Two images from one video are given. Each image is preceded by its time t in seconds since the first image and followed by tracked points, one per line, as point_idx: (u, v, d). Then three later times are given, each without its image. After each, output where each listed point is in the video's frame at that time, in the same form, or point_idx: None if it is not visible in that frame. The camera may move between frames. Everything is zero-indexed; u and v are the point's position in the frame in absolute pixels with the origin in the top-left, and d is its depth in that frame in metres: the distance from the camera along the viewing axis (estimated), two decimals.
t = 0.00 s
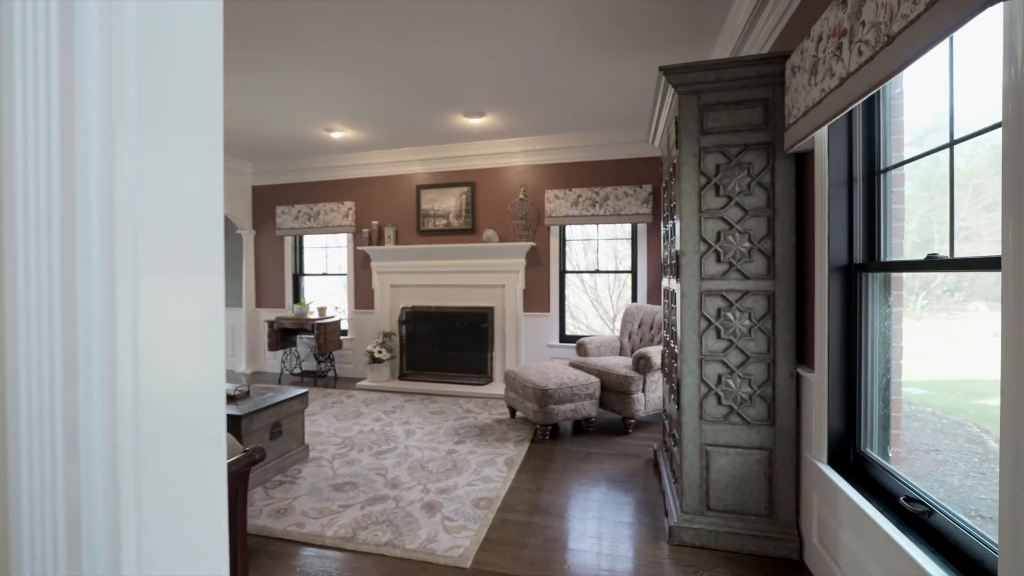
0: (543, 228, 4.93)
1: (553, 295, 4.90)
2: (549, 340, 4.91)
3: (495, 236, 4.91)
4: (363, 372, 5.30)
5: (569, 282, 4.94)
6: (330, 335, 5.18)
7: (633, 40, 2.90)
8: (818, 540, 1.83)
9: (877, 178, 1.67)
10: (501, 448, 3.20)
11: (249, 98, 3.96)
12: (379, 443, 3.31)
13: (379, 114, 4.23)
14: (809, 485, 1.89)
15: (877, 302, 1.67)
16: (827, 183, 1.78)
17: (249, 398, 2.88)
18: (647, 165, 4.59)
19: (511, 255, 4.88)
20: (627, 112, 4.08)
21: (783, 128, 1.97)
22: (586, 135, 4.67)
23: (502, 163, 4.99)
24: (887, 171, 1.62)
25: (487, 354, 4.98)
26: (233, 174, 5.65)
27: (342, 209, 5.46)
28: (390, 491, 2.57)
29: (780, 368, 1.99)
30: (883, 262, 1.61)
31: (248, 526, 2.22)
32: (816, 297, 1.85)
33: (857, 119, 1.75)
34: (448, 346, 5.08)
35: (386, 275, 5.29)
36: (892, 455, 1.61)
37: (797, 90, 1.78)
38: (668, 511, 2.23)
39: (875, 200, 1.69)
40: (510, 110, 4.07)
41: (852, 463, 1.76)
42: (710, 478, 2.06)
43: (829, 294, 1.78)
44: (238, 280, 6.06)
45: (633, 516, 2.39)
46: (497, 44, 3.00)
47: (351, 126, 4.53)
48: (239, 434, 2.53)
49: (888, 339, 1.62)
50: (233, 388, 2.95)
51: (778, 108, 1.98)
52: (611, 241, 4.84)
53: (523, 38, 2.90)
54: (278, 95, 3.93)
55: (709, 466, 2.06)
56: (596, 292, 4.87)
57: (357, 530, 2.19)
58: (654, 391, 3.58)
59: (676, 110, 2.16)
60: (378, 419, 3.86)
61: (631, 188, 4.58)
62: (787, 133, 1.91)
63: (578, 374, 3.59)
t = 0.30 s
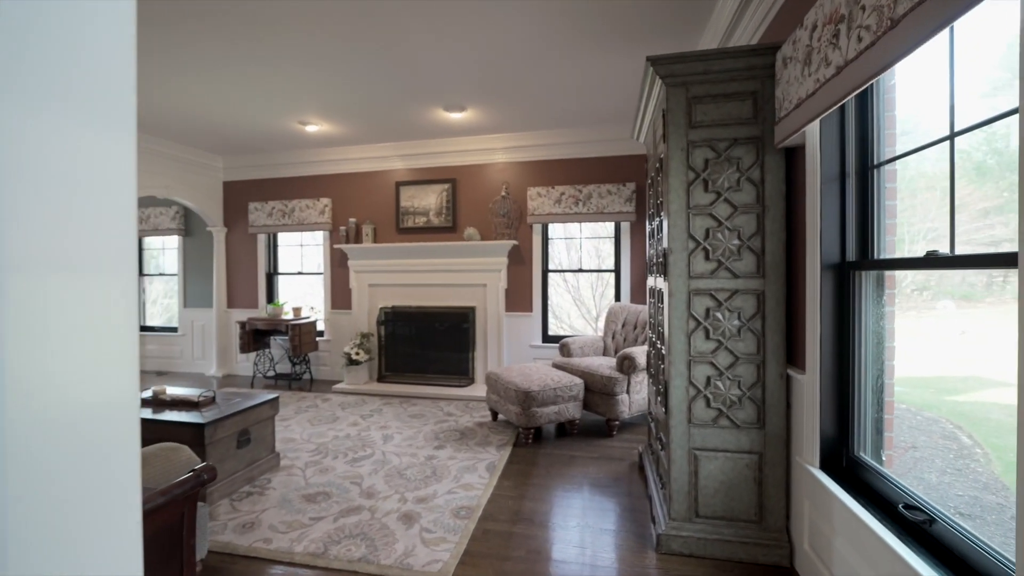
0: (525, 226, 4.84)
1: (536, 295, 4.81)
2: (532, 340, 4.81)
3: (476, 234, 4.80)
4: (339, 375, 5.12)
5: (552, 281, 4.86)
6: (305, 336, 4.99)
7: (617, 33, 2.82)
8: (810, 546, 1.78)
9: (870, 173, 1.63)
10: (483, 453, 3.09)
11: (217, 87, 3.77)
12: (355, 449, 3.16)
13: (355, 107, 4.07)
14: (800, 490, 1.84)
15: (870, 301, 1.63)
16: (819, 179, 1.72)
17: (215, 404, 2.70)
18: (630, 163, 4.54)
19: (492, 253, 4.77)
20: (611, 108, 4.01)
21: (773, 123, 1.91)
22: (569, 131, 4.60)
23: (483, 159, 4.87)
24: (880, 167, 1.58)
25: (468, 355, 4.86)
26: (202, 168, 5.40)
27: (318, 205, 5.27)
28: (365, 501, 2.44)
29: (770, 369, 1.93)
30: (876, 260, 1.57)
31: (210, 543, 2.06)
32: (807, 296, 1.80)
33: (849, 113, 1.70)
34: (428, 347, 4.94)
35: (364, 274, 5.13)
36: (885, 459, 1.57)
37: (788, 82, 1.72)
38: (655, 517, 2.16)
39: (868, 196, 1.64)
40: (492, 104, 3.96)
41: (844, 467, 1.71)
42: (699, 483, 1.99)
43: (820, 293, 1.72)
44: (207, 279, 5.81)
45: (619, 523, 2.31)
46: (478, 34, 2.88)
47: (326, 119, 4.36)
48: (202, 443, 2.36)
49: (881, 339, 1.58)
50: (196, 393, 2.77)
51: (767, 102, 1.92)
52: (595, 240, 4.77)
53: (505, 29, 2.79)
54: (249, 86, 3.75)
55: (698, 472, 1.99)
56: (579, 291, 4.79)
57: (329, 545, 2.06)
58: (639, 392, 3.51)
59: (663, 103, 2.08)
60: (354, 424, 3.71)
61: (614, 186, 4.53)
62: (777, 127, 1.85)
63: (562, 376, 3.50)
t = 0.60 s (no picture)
0: (514, 223, 4.73)
1: (525, 294, 4.71)
2: (521, 340, 4.71)
3: (464, 231, 4.68)
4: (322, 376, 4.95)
5: (541, 279, 4.76)
6: (285, 337, 4.81)
7: (611, 22, 2.73)
8: (814, 555, 1.71)
9: (878, 165, 1.56)
10: (471, 458, 2.97)
11: (190, 76, 3.58)
12: (337, 456, 3.02)
13: (338, 98, 3.92)
14: (803, 496, 1.77)
15: (877, 298, 1.55)
16: (824, 171, 1.64)
17: (185, 410, 2.53)
18: (621, 159, 4.47)
19: (481, 251, 4.66)
20: (602, 102, 3.93)
21: (774, 113, 1.83)
22: (559, 126, 4.51)
23: (471, 155, 4.76)
24: (888, 158, 1.50)
25: (455, 356, 4.73)
26: (177, 162, 5.19)
27: (300, 202, 5.08)
28: (346, 512, 2.31)
29: (771, 370, 1.85)
30: (884, 255, 1.50)
31: (177, 561, 1.91)
32: (811, 294, 1.72)
33: (856, 103, 1.63)
34: (414, 347, 4.81)
35: (348, 273, 4.97)
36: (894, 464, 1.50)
37: (793, 69, 1.64)
38: (651, 525, 2.07)
39: (876, 189, 1.56)
40: (480, 97, 3.84)
41: (851, 473, 1.63)
42: (698, 490, 1.91)
43: (826, 291, 1.64)
44: (183, 278, 5.58)
45: (614, 531, 2.21)
46: (466, 22, 2.77)
47: (308, 111, 4.19)
48: (171, 452, 2.20)
49: (890, 338, 1.51)
50: (165, 399, 2.60)
51: (769, 91, 1.84)
52: (585, 237, 4.68)
53: (494, 16, 2.68)
54: (225, 76, 3.57)
55: (697, 478, 1.90)
56: (569, 289, 4.70)
57: (307, 560, 1.93)
58: (632, 393, 3.43)
59: (660, 91, 1.99)
60: (336, 428, 3.56)
61: (605, 183, 4.45)
62: (780, 117, 1.77)
63: (552, 377, 3.40)
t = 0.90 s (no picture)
0: (504, 221, 4.60)
1: (515, 293, 4.59)
2: (511, 341, 4.59)
3: (452, 229, 4.54)
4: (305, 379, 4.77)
5: (532, 279, 4.64)
6: (266, 338, 4.62)
7: (606, 9, 2.62)
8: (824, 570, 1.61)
9: (893, 156, 1.47)
10: (461, 465, 2.84)
11: (162, 64, 3.39)
12: (319, 464, 2.86)
13: (321, 89, 3.75)
14: (812, 506, 1.67)
15: (892, 297, 1.46)
16: (836, 163, 1.55)
17: (152, 418, 2.36)
18: (613, 156, 4.37)
19: (470, 249, 4.52)
20: (595, 96, 3.82)
21: (781, 102, 1.74)
22: (550, 121, 4.40)
23: (460, 150, 4.62)
24: (904, 149, 1.42)
25: (444, 357, 4.59)
26: (151, 156, 4.96)
27: (281, 198, 4.89)
28: (327, 526, 2.16)
29: (778, 373, 1.76)
30: (899, 252, 1.41)
31: None
32: (820, 293, 1.63)
33: (870, 91, 1.54)
34: (401, 349, 4.65)
35: (332, 271, 4.80)
36: (910, 473, 1.42)
37: (805, 53, 1.55)
38: (651, 536, 1.97)
39: (892, 182, 1.48)
40: (469, 90, 3.71)
41: (864, 482, 1.54)
42: (701, 500, 1.81)
43: (838, 291, 1.55)
44: (159, 277, 5.35)
45: (612, 543, 2.09)
46: (455, 8, 2.63)
47: (289, 103, 4.02)
48: (134, 464, 2.03)
49: (906, 340, 1.42)
50: (131, 406, 2.42)
51: (776, 79, 1.75)
52: (577, 235, 4.57)
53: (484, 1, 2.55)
54: (200, 64, 3.39)
55: (700, 487, 1.80)
56: (560, 289, 4.60)
57: None
58: (626, 395, 3.33)
59: (660, 79, 1.89)
60: (319, 434, 3.40)
61: (597, 179, 4.34)
62: (788, 106, 1.68)
63: (545, 379, 3.29)
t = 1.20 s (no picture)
0: (495, 219, 4.48)
1: (507, 294, 4.47)
2: (503, 343, 4.47)
3: (442, 228, 4.41)
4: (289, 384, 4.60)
5: (524, 279, 4.53)
6: (247, 341, 4.44)
7: None
8: None
9: (913, 149, 1.38)
10: (451, 474, 2.72)
11: (134, 53, 3.21)
12: (301, 475, 2.71)
13: (304, 81, 3.60)
14: (824, 521, 1.58)
15: (912, 300, 1.37)
16: (851, 156, 1.45)
17: (119, 429, 2.20)
18: (607, 154, 4.28)
19: (460, 249, 4.40)
20: (589, 91, 3.72)
21: (792, 93, 1.64)
22: (542, 117, 4.29)
23: (450, 147, 4.49)
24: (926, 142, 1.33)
25: (433, 360, 4.46)
26: (126, 150, 4.75)
27: (264, 195, 4.72)
28: (308, 544, 2.02)
29: (787, 379, 1.67)
30: (919, 251, 1.33)
31: None
32: (833, 295, 1.53)
33: (888, 79, 1.45)
34: (388, 351, 4.51)
35: (317, 272, 4.64)
36: (930, 487, 1.33)
37: (819, 39, 1.46)
38: (652, 550, 1.88)
39: (911, 177, 1.39)
40: (459, 83, 3.58)
41: (881, 496, 1.45)
42: (706, 514, 1.71)
43: (853, 293, 1.46)
44: (135, 277, 5.13)
45: (611, 559, 1.98)
46: None
47: (271, 96, 3.85)
48: (96, 481, 1.87)
49: (927, 346, 1.33)
50: (96, 417, 2.25)
51: (785, 68, 1.65)
52: (570, 235, 4.47)
53: None
54: (175, 53, 3.22)
55: (705, 500, 1.71)
56: (553, 289, 4.49)
57: None
58: (622, 399, 3.23)
59: (663, 68, 1.78)
60: (302, 442, 3.25)
61: (590, 177, 4.25)
62: (800, 97, 1.59)
63: (538, 383, 3.17)
